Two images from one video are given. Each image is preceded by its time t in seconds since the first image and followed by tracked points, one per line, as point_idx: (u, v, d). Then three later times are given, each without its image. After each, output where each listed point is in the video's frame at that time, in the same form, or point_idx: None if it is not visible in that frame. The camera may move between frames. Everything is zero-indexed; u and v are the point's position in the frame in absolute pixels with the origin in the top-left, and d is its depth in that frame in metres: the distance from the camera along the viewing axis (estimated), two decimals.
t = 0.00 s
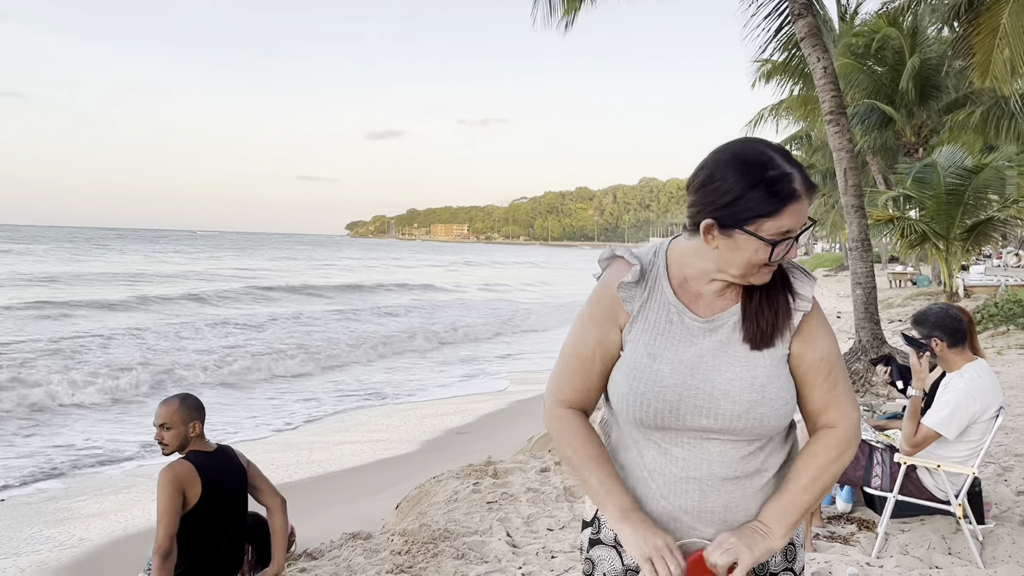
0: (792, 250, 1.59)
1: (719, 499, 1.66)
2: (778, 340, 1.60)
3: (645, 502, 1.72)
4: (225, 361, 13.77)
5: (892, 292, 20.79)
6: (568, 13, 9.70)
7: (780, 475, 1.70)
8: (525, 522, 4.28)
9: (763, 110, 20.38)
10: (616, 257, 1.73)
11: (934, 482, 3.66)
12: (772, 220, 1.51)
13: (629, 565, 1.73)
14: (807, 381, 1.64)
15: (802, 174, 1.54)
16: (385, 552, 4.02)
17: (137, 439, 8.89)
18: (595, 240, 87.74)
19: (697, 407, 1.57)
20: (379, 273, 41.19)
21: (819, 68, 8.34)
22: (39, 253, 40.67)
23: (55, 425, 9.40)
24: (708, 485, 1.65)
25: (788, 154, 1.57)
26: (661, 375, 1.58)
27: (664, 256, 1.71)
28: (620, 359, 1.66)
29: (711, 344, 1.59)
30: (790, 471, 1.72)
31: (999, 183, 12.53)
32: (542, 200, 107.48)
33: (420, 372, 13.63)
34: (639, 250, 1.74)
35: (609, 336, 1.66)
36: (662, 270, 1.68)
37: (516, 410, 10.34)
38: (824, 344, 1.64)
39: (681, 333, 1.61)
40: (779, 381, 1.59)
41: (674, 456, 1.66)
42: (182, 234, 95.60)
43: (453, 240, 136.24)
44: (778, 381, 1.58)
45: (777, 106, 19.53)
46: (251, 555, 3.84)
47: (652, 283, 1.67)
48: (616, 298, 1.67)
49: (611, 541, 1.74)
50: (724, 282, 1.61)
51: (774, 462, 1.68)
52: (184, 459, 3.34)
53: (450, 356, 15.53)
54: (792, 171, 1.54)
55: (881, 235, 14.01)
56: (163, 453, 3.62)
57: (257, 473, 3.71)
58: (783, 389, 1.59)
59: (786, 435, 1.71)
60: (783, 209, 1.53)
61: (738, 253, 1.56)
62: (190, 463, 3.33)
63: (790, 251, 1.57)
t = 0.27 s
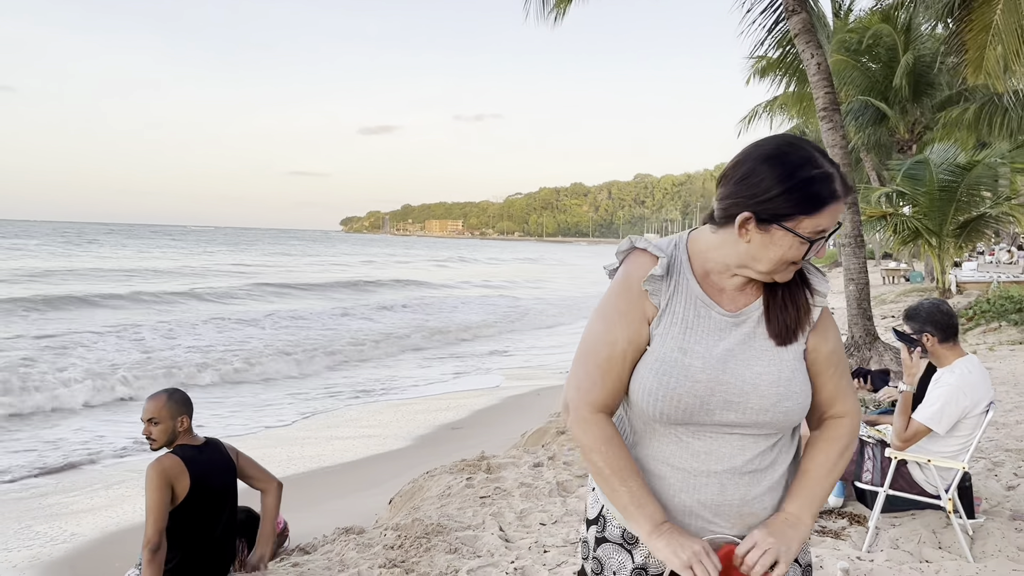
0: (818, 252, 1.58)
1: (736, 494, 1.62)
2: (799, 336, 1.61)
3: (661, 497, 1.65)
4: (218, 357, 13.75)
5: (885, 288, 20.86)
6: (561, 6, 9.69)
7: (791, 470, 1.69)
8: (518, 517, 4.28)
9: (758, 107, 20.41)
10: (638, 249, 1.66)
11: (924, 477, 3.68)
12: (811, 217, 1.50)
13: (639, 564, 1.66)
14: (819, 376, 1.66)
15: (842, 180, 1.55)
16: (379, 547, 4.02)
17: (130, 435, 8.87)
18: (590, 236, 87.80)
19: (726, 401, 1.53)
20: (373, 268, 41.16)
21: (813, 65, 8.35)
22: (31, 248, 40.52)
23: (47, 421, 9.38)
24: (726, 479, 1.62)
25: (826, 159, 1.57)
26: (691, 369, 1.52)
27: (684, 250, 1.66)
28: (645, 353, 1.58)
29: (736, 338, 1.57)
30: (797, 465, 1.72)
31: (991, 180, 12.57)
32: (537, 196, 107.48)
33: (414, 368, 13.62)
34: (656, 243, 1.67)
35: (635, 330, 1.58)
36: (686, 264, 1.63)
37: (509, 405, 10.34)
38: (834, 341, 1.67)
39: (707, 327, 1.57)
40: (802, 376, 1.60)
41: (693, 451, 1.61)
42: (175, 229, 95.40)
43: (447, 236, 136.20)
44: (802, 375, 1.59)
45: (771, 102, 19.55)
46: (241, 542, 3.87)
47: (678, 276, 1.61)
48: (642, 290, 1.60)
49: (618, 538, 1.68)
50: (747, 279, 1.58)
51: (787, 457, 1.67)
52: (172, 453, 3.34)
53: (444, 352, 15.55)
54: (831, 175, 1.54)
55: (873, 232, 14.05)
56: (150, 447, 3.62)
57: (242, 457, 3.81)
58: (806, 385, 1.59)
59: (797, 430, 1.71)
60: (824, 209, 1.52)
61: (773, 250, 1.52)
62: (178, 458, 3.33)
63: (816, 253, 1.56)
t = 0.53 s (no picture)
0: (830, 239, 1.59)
1: (742, 484, 1.62)
2: (810, 328, 1.64)
3: (665, 487, 1.63)
4: (207, 350, 13.70)
5: (874, 281, 20.95)
6: None
7: (793, 461, 1.70)
8: (507, 509, 4.29)
9: (748, 100, 20.43)
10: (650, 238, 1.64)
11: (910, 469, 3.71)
12: (827, 202, 1.51)
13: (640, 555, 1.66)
14: (828, 365, 1.72)
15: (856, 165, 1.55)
16: (368, 539, 4.03)
17: (120, 429, 8.85)
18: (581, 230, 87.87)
19: (736, 388, 1.53)
20: (363, 262, 41.07)
21: (803, 59, 8.36)
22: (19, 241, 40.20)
23: (35, 416, 9.34)
24: (732, 468, 1.61)
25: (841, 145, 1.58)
26: (702, 355, 1.51)
27: (695, 238, 1.65)
28: (651, 340, 1.56)
29: (745, 327, 1.57)
30: (799, 457, 1.73)
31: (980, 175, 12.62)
32: (528, 189, 107.38)
33: (405, 361, 13.62)
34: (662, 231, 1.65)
35: (642, 317, 1.56)
36: (696, 252, 1.62)
37: (499, 398, 10.36)
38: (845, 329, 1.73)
39: (717, 315, 1.56)
40: (810, 367, 1.62)
41: (700, 440, 1.59)
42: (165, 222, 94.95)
43: (438, 229, 136.02)
44: (810, 364, 1.61)
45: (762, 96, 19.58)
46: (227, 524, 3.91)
47: (688, 263, 1.60)
48: (651, 277, 1.59)
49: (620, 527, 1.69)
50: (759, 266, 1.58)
51: (789, 448, 1.68)
52: (159, 445, 3.33)
53: (435, 345, 15.54)
54: (844, 161, 1.56)
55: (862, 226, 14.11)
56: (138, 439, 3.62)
57: (228, 440, 3.85)
58: (814, 374, 1.62)
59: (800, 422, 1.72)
60: (837, 192, 1.53)
61: (787, 235, 1.53)
62: (165, 450, 3.32)
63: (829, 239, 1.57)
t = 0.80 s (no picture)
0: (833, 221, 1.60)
1: (732, 470, 1.61)
2: (810, 316, 1.62)
3: (655, 471, 1.64)
4: (194, 343, 13.63)
5: (860, 273, 21.06)
6: None
7: (791, 453, 1.68)
8: (494, 499, 4.30)
9: (735, 93, 20.47)
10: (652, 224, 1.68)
11: (893, 457, 3.74)
12: (826, 179, 1.53)
13: (634, 539, 1.69)
14: (838, 350, 1.71)
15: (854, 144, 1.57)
16: (354, 529, 4.03)
17: (107, 422, 8.82)
18: (570, 222, 87.86)
19: (725, 371, 1.53)
20: (351, 254, 40.95)
21: (790, 51, 8.37)
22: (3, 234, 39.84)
23: (19, 409, 9.28)
24: (724, 454, 1.60)
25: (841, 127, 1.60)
26: (692, 337, 1.53)
27: (697, 224, 1.67)
28: (644, 322, 1.59)
29: (738, 311, 1.57)
30: (800, 449, 1.72)
31: (965, 167, 12.69)
32: (517, 182, 107.27)
33: (392, 354, 13.60)
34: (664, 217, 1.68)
35: (634, 300, 1.59)
36: (695, 238, 1.64)
37: (486, 391, 10.36)
38: (854, 316, 1.71)
39: (709, 298, 1.57)
40: (807, 354, 1.60)
41: (692, 425, 1.59)
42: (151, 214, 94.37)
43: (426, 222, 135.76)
44: (805, 352, 1.59)
45: (750, 88, 19.61)
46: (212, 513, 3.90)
47: (685, 248, 1.62)
48: (647, 260, 1.62)
49: (616, 513, 1.71)
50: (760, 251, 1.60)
51: (787, 439, 1.67)
52: (145, 436, 3.32)
53: (423, 337, 15.53)
54: (841, 138, 1.57)
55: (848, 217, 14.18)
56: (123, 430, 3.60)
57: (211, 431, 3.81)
58: (810, 361, 1.60)
59: (803, 412, 1.70)
60: (835, 171, 1.54)
61: (789, 214, 1.54)
62: (151, 441, 3.31)
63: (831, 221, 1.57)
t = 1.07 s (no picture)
0: (810, 201, 1.54)
1: (719, 456, 1.60)
2: (804, 310, 1.61)
3: (642, 456, 1.64)
4: (176, 336, 13.54)
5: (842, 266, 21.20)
6: None
7: (782, 443, 1.66)
8: (479, 491, 4.30)
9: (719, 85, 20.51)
10: (644, 211, 1.69)
11: (875, 447, 3.78)
12: (781, 145, 1.53)
13: (623, 527, 1.68)
14: (833, 343, 1.69)
15: (824, 117, 1.55)
16: (339, 522, 4.02)
17: (90, 416, 8.75)
18: (554, 215, 87.90)
19: (711, 352, 1.54)
20: (335, 247, 40.78)
21: (774, 44, 8.39)
22: None
23: None
24: (711, 439, 1.60)
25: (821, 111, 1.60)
26: (676, 318, 1.54)
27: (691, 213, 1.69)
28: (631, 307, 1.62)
29: (725, 295, 1.57)
30: (792, 440, 1.70)
31: (946, 160, 12.77)
32: (501, 174, 107.17)
33: (377, 346, 13.57)
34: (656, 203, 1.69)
35: (620, 284, 1.63)
36: (684, 224, 1.64)
37: (471, 384, 10.35)
38: (849, 311, 1.69)
39: (696, 281, 1.58)
40: (794, 342, 1.59)
41: (679, 408, 1.60)
42: (132, 207, 93.58)
43: (411, 215, 135.43)
44: (793, 337, 1.58)
45: (734, 81, 19.65)
46: (196, 508, 3.88)
47: (673, 233, 1.63)
48: (635, 246, 1.64)
49: (608, 501, 1.71)
50: (744, 235, 1.59)
51: (778, 429, 1.65)
52: (130, 429, 3.29)
53: (408, 330, 15.51)
54: (813, 115, 1.56)
55: (831, 210, 14.26)
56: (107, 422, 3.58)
57: (197, 426, 3.78)
58: (797, 346, 1.59)
59: (796, 402, 1.69)
60: (797, 137, 1.53)
61: (747, 184, 1.56)
62: (136, 434, 3.29)
63: (804, 194, 1.53)
